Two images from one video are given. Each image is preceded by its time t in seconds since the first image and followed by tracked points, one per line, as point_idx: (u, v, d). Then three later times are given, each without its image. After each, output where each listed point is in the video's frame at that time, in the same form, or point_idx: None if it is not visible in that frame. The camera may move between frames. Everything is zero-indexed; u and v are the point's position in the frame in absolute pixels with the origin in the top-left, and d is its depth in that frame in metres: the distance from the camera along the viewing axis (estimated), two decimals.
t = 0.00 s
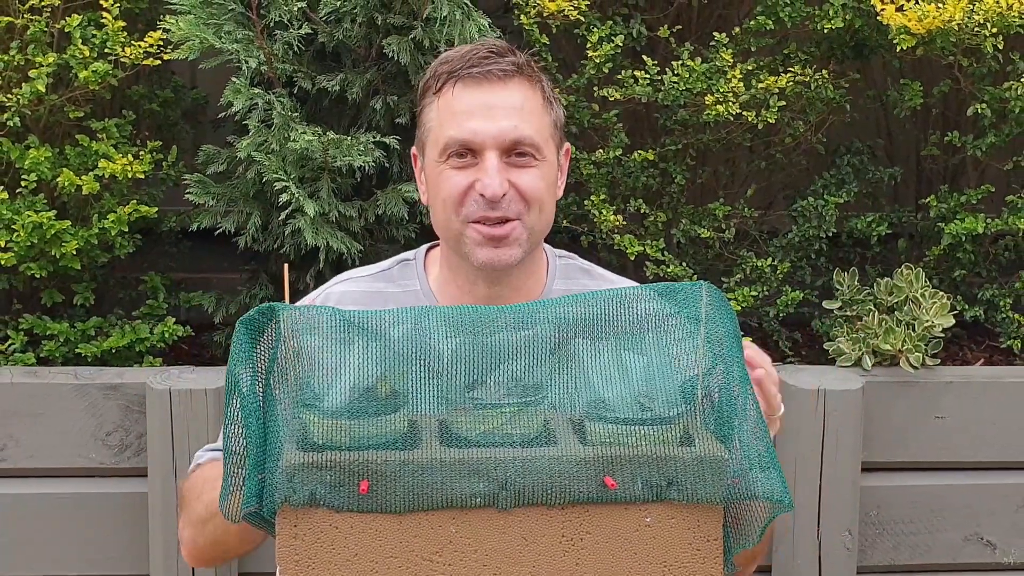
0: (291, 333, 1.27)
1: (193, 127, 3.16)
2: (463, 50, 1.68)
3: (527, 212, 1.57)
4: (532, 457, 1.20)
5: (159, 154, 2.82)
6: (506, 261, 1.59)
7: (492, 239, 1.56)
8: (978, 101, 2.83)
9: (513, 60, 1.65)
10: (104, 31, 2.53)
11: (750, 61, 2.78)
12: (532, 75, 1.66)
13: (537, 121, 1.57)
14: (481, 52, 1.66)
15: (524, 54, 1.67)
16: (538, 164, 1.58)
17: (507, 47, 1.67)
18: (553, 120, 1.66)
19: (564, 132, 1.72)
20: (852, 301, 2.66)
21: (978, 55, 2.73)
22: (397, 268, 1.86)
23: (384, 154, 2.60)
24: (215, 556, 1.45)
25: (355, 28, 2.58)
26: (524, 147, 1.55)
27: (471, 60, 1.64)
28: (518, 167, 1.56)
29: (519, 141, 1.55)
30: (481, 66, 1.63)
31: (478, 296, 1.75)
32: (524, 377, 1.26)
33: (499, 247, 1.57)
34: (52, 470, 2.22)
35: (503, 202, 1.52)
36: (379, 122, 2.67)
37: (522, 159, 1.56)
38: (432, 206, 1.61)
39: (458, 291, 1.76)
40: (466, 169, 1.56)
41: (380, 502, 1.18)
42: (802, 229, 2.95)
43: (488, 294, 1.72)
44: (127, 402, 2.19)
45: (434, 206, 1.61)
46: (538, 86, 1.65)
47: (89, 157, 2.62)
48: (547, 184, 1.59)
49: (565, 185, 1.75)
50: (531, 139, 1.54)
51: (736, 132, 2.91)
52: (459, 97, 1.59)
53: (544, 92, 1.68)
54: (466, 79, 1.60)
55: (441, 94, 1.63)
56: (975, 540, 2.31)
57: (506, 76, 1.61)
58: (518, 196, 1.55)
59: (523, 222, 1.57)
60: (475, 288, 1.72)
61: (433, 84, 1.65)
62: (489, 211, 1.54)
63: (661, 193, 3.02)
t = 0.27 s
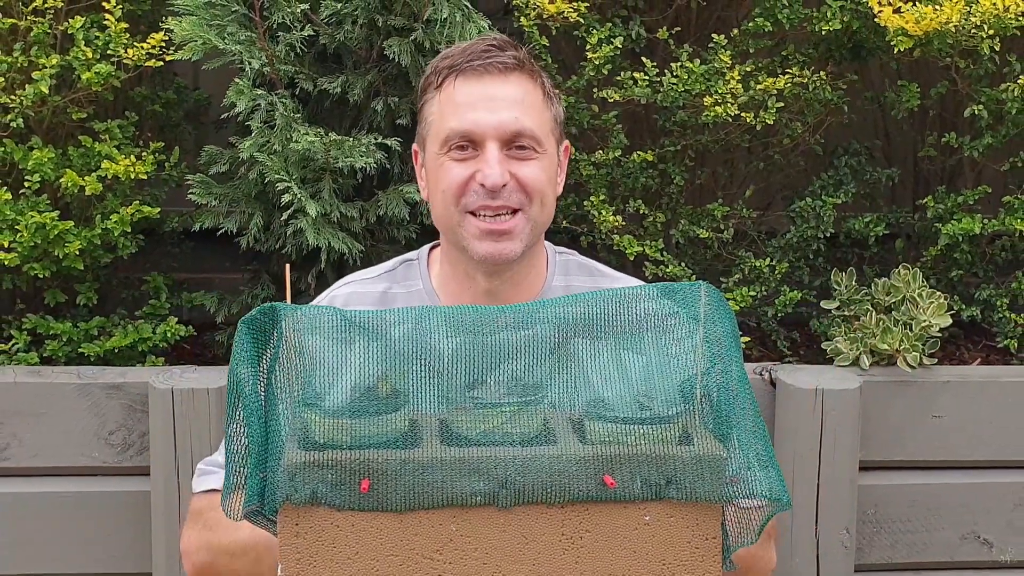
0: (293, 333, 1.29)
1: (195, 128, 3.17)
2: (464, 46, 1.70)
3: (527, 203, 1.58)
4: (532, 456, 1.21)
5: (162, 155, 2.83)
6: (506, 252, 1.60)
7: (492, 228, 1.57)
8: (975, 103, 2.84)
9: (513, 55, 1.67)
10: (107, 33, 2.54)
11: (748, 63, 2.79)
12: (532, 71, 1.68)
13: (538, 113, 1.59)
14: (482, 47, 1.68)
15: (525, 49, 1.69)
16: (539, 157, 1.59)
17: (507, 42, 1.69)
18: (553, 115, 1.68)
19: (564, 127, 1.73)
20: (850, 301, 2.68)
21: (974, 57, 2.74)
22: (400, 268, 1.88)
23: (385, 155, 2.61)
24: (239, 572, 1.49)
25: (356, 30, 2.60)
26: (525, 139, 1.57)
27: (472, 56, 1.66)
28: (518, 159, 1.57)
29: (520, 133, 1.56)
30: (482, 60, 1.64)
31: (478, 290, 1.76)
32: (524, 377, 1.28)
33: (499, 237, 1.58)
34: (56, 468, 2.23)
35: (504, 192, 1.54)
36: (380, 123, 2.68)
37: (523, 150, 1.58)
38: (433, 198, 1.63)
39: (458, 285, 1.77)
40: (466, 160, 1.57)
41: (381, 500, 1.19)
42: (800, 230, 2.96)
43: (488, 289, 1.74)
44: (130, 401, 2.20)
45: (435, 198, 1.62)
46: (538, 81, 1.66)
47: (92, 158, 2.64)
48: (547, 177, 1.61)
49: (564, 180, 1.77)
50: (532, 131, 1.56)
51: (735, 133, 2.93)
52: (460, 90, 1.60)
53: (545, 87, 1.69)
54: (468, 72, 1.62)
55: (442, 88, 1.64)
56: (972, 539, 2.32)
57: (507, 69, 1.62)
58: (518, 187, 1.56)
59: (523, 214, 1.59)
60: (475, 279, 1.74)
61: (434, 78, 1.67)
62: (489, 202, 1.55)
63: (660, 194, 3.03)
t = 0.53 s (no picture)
0: (294, 332, 1.30)
1: (198, 129, 3.19)
2: (451, 63, 1.70)
3: (524, 220, 1.59)
4: (531, 455, 1.22)
5: (164, 156, 2.85)
6: (504, 270, 1.62)
7: (489, 248, 1.58)
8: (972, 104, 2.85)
9: (502, 70, 1.68)
10: (110, 34, 2.56)
11: (747, 64, 2.81)
12: (521, 85, 1.69)
13: (530, 130, 1.59)
14: (469, 63, 1.68)
15: (513, 63, 1.70)
16: (533, 173, 1.60)
17: (494, 58, 1.70)
18: (544, 128, 1.69)
19: (555, 138, 1.75)
20: (847, 301, 2.68)
21: (971, 58, 2.75)
22: (394, 281, 1.90)
23: (385, 156, 2.62)
24: None
25: (357, 32, 2.61)
26: (518, 157, 1.57)
27: (461, 73, 1.66)
28: (513, 177, 1.58)
29: (513, 152, 1.57)
30: (471, 78, 1.64)
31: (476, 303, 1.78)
32: (524, 376, 1.29)
33: (497, 257, 1.59)
34: (59, 467, 2.25)
35: (500, 213, 1.55)
36: (381, 124, 2.70)
37: (517, 169, 1.59)
38: (427, 219, 1.63)
39: (457, 297, 1.79)
40: (461, 181, 1.57)
41: (382, 498, 1.20)
42: (798, 230, 2.97)
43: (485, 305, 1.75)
44: (132, 400, 2.22)
45: (429, 219, 1.63)
46: (527, 95, 1.67)
47: (95, 158, 2.65)
48: (542, 192, 1.62)
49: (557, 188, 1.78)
50: (525, 149, 1.56)
51: (733, 134, 2.94)
52: (450, 110, 1.60)
53: (534, 100, 1.70)
54: (456, 91, 1.62)
55: (431, 106, 1.64)
56: (969, 537, 2.34)
57: (496, 87, 1.63)
58: (514, 206, 1.58)
59: (520, 231, 1.60)
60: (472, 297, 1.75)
61: (423, 96, 1.67)
62: (486, 222, 1.56)
63: (659, 194, 3.05)
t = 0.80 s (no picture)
0: (295, 331, 1.29)
1: (200, 130, 3.20)
2: (451, 70, 1.70)
3: (521, 230, 1.60)
4: (532, 454, 1.21)
5: (166, 157, 2.86)
6: (501, 279, 1.62)
7: (487, 258, 1.59)
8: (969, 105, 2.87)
9: (502, 78, 1.67)
10: (112, 36, 2.57)
11: (745, 66, 2.82)
12: (520, 93, 1.69)
13: (528, 139, 1.59)
14: (469, 71, 1.68)
15: (513, 71, 1.69)
16: (531, 182, 1.60)
17: (494, 65, 1.69)
18: (544, 136, 1.69)
19: (554, 146, 1.75)
20: (845, 301, 2.70)
21: (968, 59, 2.77)
22: (395, 285, 1.90)
23: (386, 156, 2.63)
24: None
25: (357, 34, 2.63)
26: (517, 166, 1.57)
27: (461, 81, 1.66)
28: (511, 186, 1.58)
29: (512, 161, 1.56)
30: (470, 86, 1.64)
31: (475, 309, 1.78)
32: (524, 375, 1.27)
33: (495, 267, 1.60)
34: (62, 466, 2.26)
35: (498, 223, 1.55)
36: (381, 125, 2.71)
37: (515, 177, 1.58)
38: (426, 227, 1.63)
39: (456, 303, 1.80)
40: (459, 190, 1.57)
41: (382, 497, 1.19)
42: (797, 231, 2.99)
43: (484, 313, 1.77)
44: (134, 399, 2.23)
45: (428, 227, 1.63)
46: (527, 103, 1.67)
47: (98, 159, 2.67)
48: (540, 202, 1.62)
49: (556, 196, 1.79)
50: (524, 158, 1.56)
51: (732, 135, 2.96)
52: (449, 118, 1.60)
53: (533, 108, 1.70)
54: (456, 99, 1.61)
55: (430, 114, 1.64)
56: (966, 536, 2.35)
57: (495, 95, 1.62)
58: (512, 216, 1.58)
59: (518, 241, 1.60)
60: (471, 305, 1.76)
61: (422, 104, 1.66)
62: (484, 232, 1.56)
63: (659, 195, 3.06)
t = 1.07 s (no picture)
0: (296, 332, 1.30)
1: (202, 131, 3.22)
2: (451, 75, 1.71)
3: (521, 235, 1.60)
4: (532, 452, 1.21)
5: (169, 158, 2.88)
6: (501, 284, 1.63)
7: (487, 263, 1.60)
8: (966, 106, 2.88)
9: (502, 83, 1.68)
10: (115, 38, 2.58)
11: (744, 67, 2.84)
12: (520, 97, 1.69)
13: (528, 144, 1.59)
14: (469, 76, 1.69)
15: (513, 76, 1.70)
16: (530, 186, 1.61)
17: (495, 70, 1.69)
18: (543, 141, 1.70)
19: (554, 151, 1.76)
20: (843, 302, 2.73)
21: (965, 61, 2.78)
22: (396, 286, 1.92)
23: (387, 157, 2.65)
24: None
25: (359, 35, 2.64)
26: (516, 171, 1.58)
27: (461, 85, 1.67)
28: (511, 191, 1.59)
29: (511, 165, 1.57)
30: (471, 90, 1.65)
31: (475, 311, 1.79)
32: (523, 375, 1.28)
33: (495, 272, 1.61)
34: (65, 465, 2.27)
35: (498, 228, 1.56)
36: (382, 126, 2.72)
37: (515, 182, 1.59)
38: (426, 232, 1.64)
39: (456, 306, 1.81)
40: (459, 194, 1.58)
41: (383, 496, 1.19)
42: (795, 231, 3.00)
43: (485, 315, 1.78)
44: (137, 399, 2.25)
45: (428, 232, 1.64)
46: (527, 108, 1.67)
47: (101, 160, 2.68)
48: (540, 206, 1.63)
49: (556, 201, 1.79)
50: (523, 162, 1.57)
51: (730, 136, 2.97)
52: (449, 122, 1.61)
53: (534, 112, 1.70)
54: (456, 104, 1.62)
55: (431, 119, 1.65)
56: (963, 534, 2.36)
57: (495, 99, 1.63)
58: (512, 220, 1.58)
59: (517, 245, 1.61)
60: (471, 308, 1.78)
61: (423, 109, 1.67)
62: (483, 236, 1.57)
63: (658, 195, 3.08)
